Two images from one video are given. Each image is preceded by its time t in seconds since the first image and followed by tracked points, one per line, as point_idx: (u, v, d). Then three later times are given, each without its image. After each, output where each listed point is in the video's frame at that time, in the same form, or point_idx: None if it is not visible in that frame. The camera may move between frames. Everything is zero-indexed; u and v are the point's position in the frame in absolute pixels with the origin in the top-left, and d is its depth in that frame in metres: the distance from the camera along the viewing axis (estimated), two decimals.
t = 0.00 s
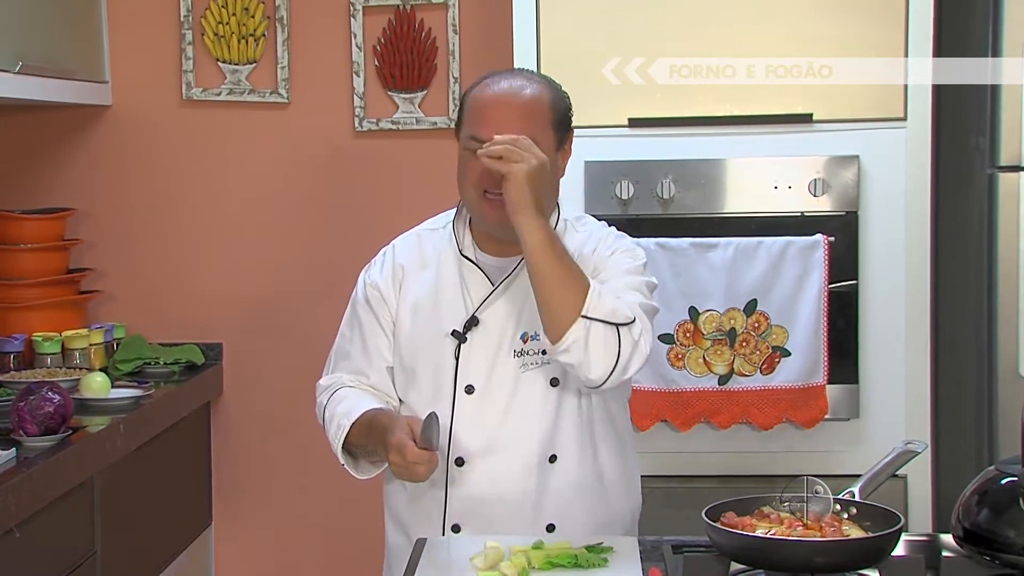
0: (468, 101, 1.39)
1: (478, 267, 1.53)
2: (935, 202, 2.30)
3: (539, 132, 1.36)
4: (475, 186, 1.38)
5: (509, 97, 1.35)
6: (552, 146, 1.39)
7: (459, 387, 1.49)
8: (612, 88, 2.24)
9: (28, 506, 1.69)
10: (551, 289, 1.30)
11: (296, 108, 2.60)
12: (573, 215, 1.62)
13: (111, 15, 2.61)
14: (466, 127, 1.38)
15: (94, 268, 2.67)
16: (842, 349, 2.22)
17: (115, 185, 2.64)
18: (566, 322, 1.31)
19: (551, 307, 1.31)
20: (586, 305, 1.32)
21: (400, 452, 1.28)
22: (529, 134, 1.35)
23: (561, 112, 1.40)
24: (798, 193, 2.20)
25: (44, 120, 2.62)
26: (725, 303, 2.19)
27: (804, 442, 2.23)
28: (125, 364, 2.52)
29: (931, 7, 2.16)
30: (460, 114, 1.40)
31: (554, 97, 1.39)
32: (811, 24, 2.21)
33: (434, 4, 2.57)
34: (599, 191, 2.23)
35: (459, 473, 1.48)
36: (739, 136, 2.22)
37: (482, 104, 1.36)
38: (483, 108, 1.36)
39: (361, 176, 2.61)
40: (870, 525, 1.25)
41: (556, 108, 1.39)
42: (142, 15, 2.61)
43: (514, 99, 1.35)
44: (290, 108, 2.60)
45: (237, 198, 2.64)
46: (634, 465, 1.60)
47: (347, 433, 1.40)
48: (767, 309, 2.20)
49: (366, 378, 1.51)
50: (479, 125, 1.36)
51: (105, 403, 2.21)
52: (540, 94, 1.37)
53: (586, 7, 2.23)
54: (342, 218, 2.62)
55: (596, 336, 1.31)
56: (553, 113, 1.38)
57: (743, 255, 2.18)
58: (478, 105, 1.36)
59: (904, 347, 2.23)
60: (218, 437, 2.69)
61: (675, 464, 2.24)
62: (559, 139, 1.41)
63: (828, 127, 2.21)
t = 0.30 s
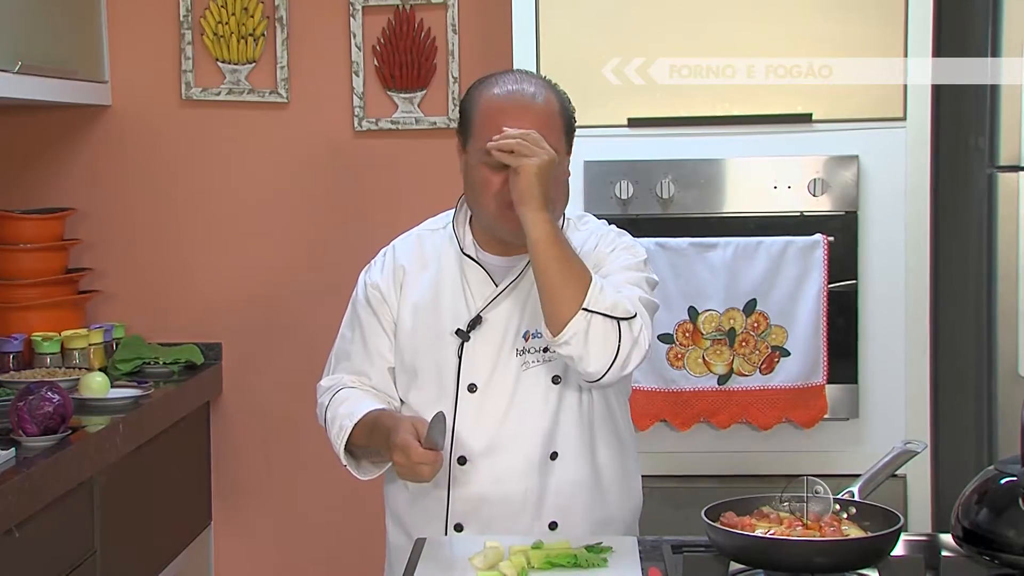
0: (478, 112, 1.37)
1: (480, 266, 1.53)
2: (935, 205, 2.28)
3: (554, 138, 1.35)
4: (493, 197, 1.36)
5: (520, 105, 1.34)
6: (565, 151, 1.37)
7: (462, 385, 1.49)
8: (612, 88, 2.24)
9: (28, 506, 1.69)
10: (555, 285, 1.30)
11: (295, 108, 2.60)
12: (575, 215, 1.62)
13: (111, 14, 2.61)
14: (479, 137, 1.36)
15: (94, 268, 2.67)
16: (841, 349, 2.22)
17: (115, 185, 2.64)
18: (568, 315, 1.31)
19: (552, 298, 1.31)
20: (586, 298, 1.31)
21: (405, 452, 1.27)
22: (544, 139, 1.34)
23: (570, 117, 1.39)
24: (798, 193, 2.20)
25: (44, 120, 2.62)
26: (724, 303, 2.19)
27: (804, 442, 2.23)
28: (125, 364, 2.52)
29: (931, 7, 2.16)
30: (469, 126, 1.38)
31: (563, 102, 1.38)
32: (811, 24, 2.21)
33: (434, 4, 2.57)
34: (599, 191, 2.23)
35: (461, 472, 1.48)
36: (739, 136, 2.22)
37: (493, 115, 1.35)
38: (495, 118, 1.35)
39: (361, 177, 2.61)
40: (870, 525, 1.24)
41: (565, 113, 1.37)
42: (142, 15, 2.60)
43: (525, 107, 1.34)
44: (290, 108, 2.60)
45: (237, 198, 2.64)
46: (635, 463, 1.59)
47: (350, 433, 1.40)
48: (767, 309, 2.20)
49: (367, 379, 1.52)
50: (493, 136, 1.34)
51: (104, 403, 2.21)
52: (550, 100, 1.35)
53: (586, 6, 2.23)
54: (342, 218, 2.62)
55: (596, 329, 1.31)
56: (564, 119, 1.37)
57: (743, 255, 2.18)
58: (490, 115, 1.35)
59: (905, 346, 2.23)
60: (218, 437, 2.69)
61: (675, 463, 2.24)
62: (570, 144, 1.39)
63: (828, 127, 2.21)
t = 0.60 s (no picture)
0: (479, 125, 1.37)
1: (482, 267, 1.53)
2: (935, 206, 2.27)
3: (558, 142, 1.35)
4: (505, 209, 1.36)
5: (521, 114, 1.35)
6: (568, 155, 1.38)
7: (464, 387, 1.49)
8: (612, 88, 2.24)
9: (28, 505, 1.70)
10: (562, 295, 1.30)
11: (295, 108, 2.60)
12: (575, 215, 1.62)
13: (111, 15, 2.61)
14: (484, 147, 1.36)
15: (94, 268, 2.67)
16: (841, 349, 2.22)
17: (115, 185, 2.64)
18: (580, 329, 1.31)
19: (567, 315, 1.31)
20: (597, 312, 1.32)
21: (408, 453, 1.28)
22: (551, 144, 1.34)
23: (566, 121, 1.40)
24: (798, 193, 2.20)
25: (44, 120, 2.62)
26: (724, 303, 2.19)
27: (804, 442, 2.23)
28: (125, 364, 2.52)
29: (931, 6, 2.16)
30: (471, 140, 1.39)
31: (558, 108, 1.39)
32: (811, 24, 2.21)
33: (434, 4, 2.57)
34: (598, 191, 2.23)
35: (464, 473, 1.48)
36: (739, 136, 2.22)
37: (495, 127, 1.35)
38: (498, 130, 1.35)
39: (360, 176, 2.61)
40: (870, 525, 1.24)
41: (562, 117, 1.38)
42: (141, 15, 2.60)
43: (526, 115, 1.35)
44: (289, 108, 2.60)
45: (237, 198, 2.63)
46: (636, 464, 1.59)
47: (352, 434, 1.40)
48: (766, 309, 2.19)
49: (369, 381, 1.51)
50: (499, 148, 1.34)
51: (104, 402, 2.21)
52: (548, 105, 1.36)
53: (586, 6, 2.23)
54: (342, 218, 2.62)
55: (607, 344, 1.31)
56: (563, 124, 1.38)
57: (743, 255, 2.18)
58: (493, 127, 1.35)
59: (906, 347, 2.23)
60: (218, 437, 2.69)
61: (674, 464, 2.24)
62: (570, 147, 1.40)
63: (828, 127, 2.21)
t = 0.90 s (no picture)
0: (463, 103, 1.39)
1: (481, 267, 1.53)
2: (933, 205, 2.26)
3: (543, 128, 1.37)
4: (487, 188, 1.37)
5: (506, 93, 1.36)
6: (555, 137, 1.40)
7: (464, 386, 1.49)
8: (612, 88, 2.24)
9: (27, 505, 1.70)
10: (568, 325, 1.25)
11: (295, 108, 2.60)
12: (573, 214, 1.61)
13: (111, 15, 2.61)
14: (468, 130, 1.38)
15: (94, 268, 2.67)
16: (841, 349, 2.22)
17: (115, 185, 2.64)
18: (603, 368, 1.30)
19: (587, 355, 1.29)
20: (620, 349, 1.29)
21: (406, 449, 1.28)
22: (535, 129, 1.36)
23: (557, 109, 1.41)
24: (798, 193, 2.20)
25: (44, 120, 2.62)
26: (724, 303, 2.19)
27: (803, 441, 2.23)
28: (124, 364, 2.52)
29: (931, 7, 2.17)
30: (456, 118, 1.40)
31: (546, 92, 1.40)
32: (811, 24, 2.21)
33: (434, 4, 2.57)
34: (597, 190, 2.23)
35: (465, 472, 1.48)
36: (739, 136, 2.22)
37: (479, 103, 1.36)
38: (482, 108, 1.36)
39: (360, 176, 2.61)
40: (869, 525, 1.24)
41: (550, 100, 1.40)
42: (141, 15, 2.60)
43: (512, 94, 1.36)
44: (289, 108, 2.60)
45: (237, 198, 2.63)
46: (638, 464, 1.59)
47: (351, 434, 1.39)
48: (766, 309, 2.19)
49: (369, 381, 1.51)
50: (483, 125, 1.36)
51: (104, 402, 2.21)
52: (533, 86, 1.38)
53: (586, 6, 2.23)
54: (341, 217, 2.62)
55: (632, 374, 1.30)
56: (551, 106, 1.39)
57: (742, 255, 2.18)
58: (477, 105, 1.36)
59: (906, 347, 2.23)
60: (217, 437, 2.69)
61: (674, 463, 2.24)
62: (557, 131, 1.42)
63: (827, 127, 2.21)
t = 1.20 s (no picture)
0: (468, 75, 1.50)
1: (479, 249, 1.54)
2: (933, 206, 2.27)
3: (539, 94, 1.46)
4: (481, 147, 1.46)
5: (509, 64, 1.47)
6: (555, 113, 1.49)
7: (460, 366, 1.49)
8: (612, 88, 2.24)
9: (28, 505, 1.70)
10: (599, 240, 1.27)
11: (295, 108, 2.60)
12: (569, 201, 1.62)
13: (111, 15, 2.61)
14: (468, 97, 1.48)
15: (94, 268, 2.67)
16: (841, 349, 2.22)
17: (115, 185, 2.64)
18: (625, 284, 1.34)
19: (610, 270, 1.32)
20: (648, 260, 1.33)
21: (400, 434, 1.28)
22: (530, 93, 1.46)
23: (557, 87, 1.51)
24: (798, 192, 2.20)
25: (44, 120, 2.62)
26: (724, 303, 2.19)
27: (804, 441, 2.23)
28: (125, 364, 2.52)
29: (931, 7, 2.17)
30: (461, 89, 1.51)
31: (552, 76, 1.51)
32: (811, 24, 2.21)
33: (434, 4, 2.57)
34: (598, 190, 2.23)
35: (461, 452, 1.48)
36: (738, 136, 2.22)
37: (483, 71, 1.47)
38: (485, 75, 1.47)
39: (360, 176, 2.61)
40: (869, 525, 1.24)
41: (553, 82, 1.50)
42: (141, 15, 2.60)
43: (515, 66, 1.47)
44: (289, 108, 2.60)
45: (237, 198, 2.63)
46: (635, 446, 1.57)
47: (349, 420, 1.40)
48: (766, 309, 2.19)
49: (368, 369, 1.52)
50: (484, 89, 1.46)
51: (104, 402, 2.21)
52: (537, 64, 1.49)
53: (586, 7, 2.23)
54: (341, 217, 2.62)
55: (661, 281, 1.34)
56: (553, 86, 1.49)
57: (742, 255, 2.18)
58: (480, 72, 1.47)
59: (905, 340, 2.23)
60: (217, 437, 2.69)
61: (674, 463, 2.24)
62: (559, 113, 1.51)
63: (827, 127, 2.21)
